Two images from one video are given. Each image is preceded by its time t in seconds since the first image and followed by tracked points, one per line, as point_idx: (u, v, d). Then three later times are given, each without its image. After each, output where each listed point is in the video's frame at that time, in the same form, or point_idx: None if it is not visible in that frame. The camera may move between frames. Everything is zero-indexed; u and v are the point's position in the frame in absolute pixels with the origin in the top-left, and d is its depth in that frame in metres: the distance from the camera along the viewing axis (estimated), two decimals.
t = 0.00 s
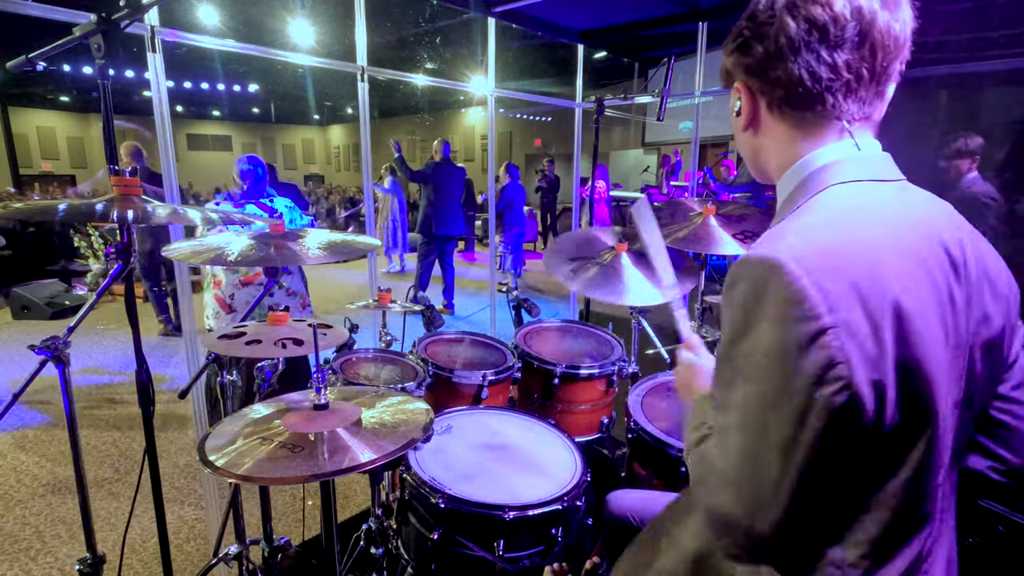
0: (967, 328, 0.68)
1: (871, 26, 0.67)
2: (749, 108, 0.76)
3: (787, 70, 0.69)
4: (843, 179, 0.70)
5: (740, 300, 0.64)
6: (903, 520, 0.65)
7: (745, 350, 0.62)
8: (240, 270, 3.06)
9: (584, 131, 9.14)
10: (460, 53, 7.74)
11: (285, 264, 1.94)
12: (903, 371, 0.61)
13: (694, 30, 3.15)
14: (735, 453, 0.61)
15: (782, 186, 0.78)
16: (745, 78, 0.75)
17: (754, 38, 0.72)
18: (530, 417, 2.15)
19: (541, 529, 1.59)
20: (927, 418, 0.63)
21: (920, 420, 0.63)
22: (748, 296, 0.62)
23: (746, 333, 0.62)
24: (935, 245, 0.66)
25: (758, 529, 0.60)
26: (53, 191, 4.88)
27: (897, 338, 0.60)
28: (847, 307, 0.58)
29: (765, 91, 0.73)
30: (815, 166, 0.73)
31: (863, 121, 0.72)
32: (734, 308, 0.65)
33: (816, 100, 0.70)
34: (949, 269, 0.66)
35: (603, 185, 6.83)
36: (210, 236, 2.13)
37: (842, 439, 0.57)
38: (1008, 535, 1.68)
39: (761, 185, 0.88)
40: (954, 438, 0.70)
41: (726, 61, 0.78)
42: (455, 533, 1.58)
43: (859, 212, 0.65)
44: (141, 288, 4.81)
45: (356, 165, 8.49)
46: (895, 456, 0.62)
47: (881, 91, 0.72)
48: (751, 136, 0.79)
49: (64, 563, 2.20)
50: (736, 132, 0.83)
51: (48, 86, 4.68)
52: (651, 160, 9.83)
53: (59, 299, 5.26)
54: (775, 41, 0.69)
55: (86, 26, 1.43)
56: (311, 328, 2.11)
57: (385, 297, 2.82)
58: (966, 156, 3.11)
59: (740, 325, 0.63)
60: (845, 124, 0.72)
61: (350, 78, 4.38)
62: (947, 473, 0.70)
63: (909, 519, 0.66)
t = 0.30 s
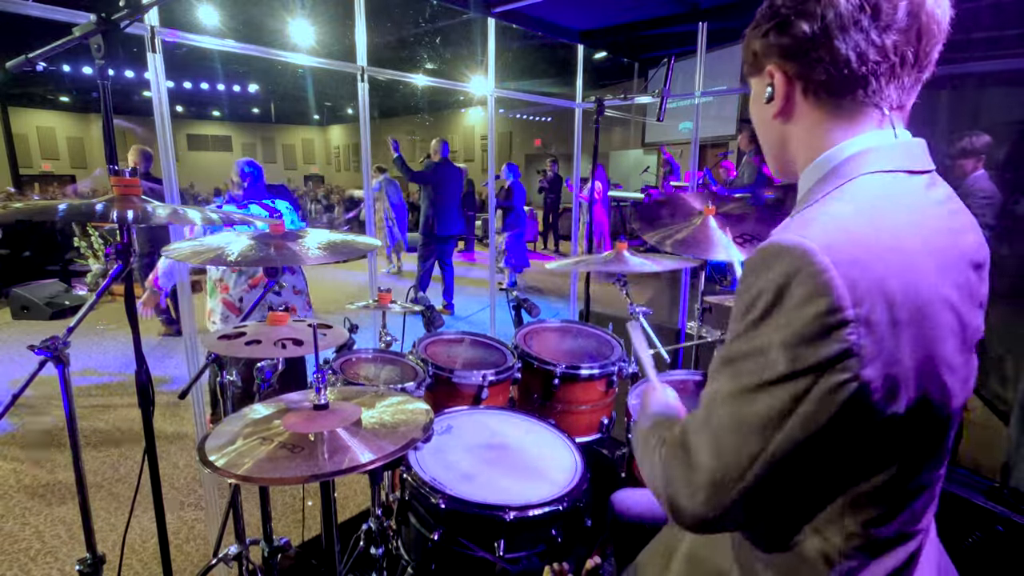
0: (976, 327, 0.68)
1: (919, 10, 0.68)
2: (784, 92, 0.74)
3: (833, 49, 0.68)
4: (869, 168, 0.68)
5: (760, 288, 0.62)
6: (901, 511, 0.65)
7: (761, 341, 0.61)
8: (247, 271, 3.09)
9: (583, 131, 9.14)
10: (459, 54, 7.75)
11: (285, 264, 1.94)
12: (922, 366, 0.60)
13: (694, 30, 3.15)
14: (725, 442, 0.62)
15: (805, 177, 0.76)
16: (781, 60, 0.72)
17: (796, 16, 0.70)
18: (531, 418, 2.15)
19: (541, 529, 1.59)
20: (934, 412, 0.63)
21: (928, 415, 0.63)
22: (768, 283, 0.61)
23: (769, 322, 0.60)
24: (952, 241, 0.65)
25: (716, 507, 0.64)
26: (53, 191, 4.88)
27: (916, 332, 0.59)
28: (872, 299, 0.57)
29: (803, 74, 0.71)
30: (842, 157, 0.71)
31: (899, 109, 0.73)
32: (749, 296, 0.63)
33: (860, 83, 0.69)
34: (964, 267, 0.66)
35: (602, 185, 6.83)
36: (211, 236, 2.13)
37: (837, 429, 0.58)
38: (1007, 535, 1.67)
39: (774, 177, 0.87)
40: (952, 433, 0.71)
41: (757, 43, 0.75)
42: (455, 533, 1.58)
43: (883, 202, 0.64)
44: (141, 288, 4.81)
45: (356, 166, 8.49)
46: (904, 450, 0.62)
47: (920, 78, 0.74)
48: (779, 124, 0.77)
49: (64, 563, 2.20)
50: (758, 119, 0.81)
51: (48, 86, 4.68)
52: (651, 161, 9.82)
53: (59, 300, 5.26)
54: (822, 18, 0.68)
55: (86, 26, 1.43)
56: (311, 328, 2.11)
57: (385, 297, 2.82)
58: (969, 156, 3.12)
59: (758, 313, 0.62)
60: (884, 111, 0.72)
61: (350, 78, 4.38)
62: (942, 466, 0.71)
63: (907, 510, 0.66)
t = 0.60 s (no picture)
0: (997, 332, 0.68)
1: (946, 12, 0.69)
2: (807, 97, 0.74)
3: (858, 53, 0.68)
4: (899, 166, 0.68)
5: (771, 272, 0.64)
6: (909, 508, 0.66)
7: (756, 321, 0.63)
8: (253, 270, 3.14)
9: (583, 131, 9.14)
10: (459, 53, 7.75)
11: (285, 264, 1.94)
12: (937, 364, 0.61)
13: (694, 30, 3.15)
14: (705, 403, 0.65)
15: (824, 182, 0.77)
16: (804, 64, 0.73)
17: (819, 20, 0.71)
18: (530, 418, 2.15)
19: (541, 529, 1.59)
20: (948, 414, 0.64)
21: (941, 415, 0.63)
22: (781, 268, 0.63)
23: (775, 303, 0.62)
24: (974, 242, 0.65)
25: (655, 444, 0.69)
26: (53, 191, 4.88)
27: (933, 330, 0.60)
28: (885, 293, 0.58)
29: (827, 78, 0.72)
30: (865, 159, 0.71)
31: (926, 111, 0.74)
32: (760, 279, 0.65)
33: (886, 84, 0.70)
34: (987, 270, 0.66)
35: (602, 185, 6.82)
36: (210, 236, 2.13)
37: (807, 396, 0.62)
38: (1007, 535, 1.66)
39: (797, 182, 0.87)
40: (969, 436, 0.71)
41: (780, 49, 0.76)
42: (454, 533, 1.58)
43: (910, 198, 0.65)
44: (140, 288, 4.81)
45: (356, 165, 8.49)
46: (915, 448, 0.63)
47: (948, 80, 0.74)
48: (802, 129, 0.77)
49: (64, 563, 2.20)
50: (782, 124, 0.81)
51: (48, 86, 4.68)
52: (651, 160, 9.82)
53: (59, 300, 5.26)
54: (847, 22, 0.69)
55: (86, 26, 1.43)
56: (312, 328, 2.11)
57: (385, 297, 2.82)
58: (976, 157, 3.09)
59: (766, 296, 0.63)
60: (911, 113, 0.72)
61: (349, 78, 4.39)
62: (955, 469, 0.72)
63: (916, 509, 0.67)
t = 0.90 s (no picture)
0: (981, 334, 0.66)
1: (917, 13, 0.67)
2: (782, 95, 0.76)
3: (824, 54, 0.69)
4: (873, 166, 0.71)
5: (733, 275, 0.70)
6: (887, 509, 0.66)
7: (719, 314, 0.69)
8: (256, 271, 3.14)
9: (583, 131, 9.14)
10: (460, 53, 7.75)
11: (284, 265, 1.94)
12: (895, 362, 0.61)
13: (694, 30, 3.15)
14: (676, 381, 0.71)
15: (807, 176, 0.79)
16: (779, 64, 0.74)
17: (792, 21, 0.71)
18: (531, 417, 2.14)
19: (541, 529, 1.59)
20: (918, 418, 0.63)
21: (913, 416, 0.63)
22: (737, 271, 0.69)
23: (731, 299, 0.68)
24: (944, 241, 0.65)
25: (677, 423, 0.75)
26: (53, 191, 4.88)
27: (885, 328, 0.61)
28: (820, 292, 0.62)
29: (799, 78, 0.73)
30: (841, 156, 0.74)
31: (900, 112, 0.73)
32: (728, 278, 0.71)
33: (853, 86, 0.70)
34: (962, 270, 0.64)
35: (602, 185, 6.82)
36: (210, 236, 2.13)
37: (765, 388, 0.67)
38: (1007, 536, 1.65)
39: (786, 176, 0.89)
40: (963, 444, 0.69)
41: (760, 46, 0.77)
42: (455, 533, 1.58)
43: (869, 199, 0.67)
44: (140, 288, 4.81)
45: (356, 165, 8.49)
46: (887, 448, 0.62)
47: (924, 81, 0.72)
48: (781, 124, 0.79)
49: (64, 563, 2.20)
50: (766, 119, 0.83)
51: (48, 86, 4.68)
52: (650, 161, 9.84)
53: (59, 300, 5.26)
54: (816, 24, 0.69)
55: (86, 26, 1.43)
56: (311, 328, 2.11)
57: (385, 297, 2.82)
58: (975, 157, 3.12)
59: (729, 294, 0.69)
60: (882, 114, 0.73)
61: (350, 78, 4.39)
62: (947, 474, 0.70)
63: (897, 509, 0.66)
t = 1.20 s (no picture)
0: (959, 325, 0.66)
1: (916, 23, 0.68)
2: (785, 99, 0.77)
3: (827, 60, 0.70)
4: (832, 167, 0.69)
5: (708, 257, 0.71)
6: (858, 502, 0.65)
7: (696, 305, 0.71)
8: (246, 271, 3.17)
9: (584, 131, 9.14)
10: (460, 53, 7.75)
11: (284, 264, 1.94)
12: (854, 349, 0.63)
13: (694, 30, 3.15)
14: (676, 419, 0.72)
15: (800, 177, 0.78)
16: (784, 68, 0.75)
17: (799, 28, 0.73)
18: (531, 417, 2.15)
19: (541, 529, 1.59)
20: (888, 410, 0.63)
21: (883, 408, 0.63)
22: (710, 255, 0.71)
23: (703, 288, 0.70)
24: (916, 230, 0.65)
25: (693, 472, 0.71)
26: (53, 191, 4.87)
27: (838, 313, 0.63)
28: (782, 274, 0.63)
29: (801, 81, 0.74)
30: (819, 156, 0.73)
31: (893, 117, 0.73)
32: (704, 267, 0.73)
33: (851, 90, 0.70)
34: (928, 260, 0.64)
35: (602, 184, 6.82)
36: (210, 236, 2.12)
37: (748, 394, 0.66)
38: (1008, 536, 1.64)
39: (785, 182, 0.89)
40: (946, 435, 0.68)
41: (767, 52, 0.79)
42: (455, 533, 1.58)
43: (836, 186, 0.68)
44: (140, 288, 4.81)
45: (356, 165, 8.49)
46: (858, 441, 0.63)
47: (919, 89, 0.73)
48: (783, 127, 0.80)
49: (64, 563, 2.20)
50: (769, 123, 0.84)
51: (48, 86, 4.68)
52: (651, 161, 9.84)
53: (59, 300, 5.26)
54: (820, 31, 0.70)
55: (86, 26, 1.43)
56: (311, 328, 2.11)
57: (385, 297, 2.82)
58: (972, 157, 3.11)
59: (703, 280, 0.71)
60: (875, 119, 0.72)
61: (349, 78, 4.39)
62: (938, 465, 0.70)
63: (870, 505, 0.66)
